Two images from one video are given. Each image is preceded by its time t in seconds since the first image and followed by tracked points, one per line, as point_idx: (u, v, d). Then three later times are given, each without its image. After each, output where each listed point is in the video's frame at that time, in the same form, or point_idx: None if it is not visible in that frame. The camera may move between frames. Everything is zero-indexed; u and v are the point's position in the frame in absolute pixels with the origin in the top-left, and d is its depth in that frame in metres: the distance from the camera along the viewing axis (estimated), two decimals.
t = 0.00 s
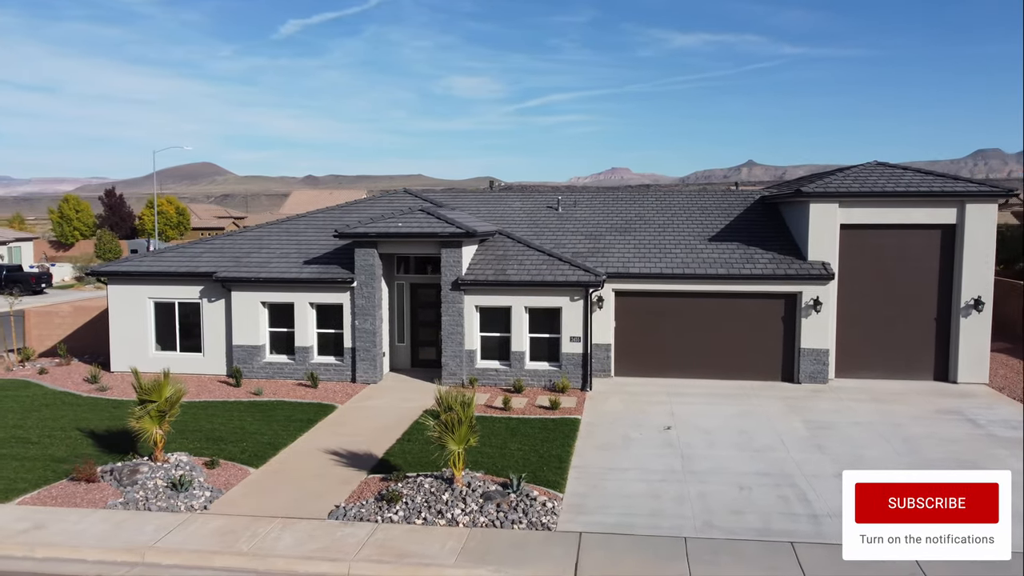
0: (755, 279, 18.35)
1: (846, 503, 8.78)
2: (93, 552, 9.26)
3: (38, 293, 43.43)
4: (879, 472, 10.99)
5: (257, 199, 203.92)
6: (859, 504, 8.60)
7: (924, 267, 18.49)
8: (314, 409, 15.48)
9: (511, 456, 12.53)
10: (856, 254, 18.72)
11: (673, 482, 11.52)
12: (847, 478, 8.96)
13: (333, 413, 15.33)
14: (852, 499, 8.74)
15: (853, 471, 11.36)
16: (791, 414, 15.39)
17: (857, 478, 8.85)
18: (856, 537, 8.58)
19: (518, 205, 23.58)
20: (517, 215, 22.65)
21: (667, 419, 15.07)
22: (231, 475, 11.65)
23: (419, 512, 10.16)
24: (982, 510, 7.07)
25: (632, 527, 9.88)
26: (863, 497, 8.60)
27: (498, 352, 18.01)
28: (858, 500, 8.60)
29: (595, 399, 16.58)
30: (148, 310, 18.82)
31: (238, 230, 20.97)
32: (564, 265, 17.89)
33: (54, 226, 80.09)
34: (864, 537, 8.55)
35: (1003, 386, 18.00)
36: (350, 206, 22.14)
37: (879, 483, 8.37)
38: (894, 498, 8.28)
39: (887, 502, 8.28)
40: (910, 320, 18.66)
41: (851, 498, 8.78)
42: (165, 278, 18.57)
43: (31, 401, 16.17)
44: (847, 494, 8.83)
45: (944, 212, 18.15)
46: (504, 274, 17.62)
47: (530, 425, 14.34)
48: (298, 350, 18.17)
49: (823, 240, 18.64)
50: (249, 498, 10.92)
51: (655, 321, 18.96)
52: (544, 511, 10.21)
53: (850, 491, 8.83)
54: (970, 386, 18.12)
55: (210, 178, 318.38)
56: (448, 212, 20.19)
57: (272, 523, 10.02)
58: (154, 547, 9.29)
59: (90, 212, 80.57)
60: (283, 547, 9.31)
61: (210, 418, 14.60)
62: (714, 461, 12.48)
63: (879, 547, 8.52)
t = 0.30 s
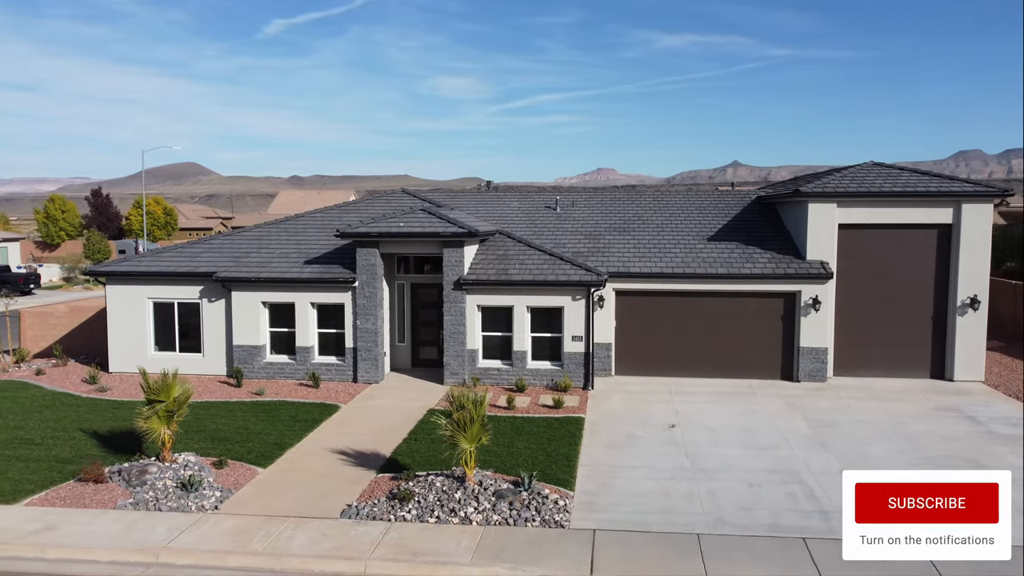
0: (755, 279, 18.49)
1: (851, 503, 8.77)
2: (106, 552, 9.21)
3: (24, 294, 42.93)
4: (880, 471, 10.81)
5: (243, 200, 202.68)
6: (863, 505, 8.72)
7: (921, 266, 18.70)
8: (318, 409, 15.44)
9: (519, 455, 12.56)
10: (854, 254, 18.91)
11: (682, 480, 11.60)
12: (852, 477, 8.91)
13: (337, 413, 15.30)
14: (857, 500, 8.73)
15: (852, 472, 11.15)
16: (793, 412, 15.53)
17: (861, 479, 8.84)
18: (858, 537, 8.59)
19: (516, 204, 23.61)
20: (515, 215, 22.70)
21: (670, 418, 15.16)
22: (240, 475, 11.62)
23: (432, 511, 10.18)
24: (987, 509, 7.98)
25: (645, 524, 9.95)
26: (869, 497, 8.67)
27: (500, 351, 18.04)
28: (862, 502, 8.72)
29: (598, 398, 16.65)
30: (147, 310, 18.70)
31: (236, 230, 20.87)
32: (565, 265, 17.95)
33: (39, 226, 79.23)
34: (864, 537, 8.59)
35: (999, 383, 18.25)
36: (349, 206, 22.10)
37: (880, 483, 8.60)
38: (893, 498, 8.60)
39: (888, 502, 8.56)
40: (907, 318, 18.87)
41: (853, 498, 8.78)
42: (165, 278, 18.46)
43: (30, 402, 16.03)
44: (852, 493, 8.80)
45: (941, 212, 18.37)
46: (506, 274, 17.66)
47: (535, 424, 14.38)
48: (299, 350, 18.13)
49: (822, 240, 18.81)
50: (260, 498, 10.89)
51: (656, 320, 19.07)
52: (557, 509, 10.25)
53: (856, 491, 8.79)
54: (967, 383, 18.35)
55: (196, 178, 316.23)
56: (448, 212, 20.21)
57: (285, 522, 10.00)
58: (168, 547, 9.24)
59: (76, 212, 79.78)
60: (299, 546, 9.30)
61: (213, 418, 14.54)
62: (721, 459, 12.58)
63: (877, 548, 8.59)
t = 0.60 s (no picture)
0: (754, 278, 18.64)
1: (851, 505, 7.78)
2: (120, 553, 9.20)
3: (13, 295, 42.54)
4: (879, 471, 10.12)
5: (230, 200, 201.64)
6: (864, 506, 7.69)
7: (917, 265, 18.90)
8: (321, 409, 15.41)
9: (527, 453, 12.59)
10: (851, 253, 19.10)
11: (690, 477, 11.70)
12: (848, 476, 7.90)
13: (340, 413, 15.28)
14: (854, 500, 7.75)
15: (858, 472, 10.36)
16: (795, 409, 15.67)
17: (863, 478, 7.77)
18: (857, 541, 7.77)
19: (514, 204, 23.67)
20: (513, 214, 22.76)
21: (674, 416, 15.25)
22: (249, 475, 11.59)
23: (445, 509, 10.20)
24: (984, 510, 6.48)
25: (658, 521, 10.01)
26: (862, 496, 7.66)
27: (502, 350, 18.07)
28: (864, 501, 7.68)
29: (600, 397, 16.71)
30: (146, 310, 18.60)
31: (235, 230, 20.79)
32: (567, 264, 18.02)
33: (25, 226, 78.44)
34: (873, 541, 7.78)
35: (994, 381, 18.47)
36: (348, 206, 22.08)
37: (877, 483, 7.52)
38: (894, 498, 7.44)
39: (887, 503, 7.43)
40: (904, 317, 19.07)
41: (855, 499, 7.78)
42: (164, 279, 18.37)
43: (29, 403, 15.91)
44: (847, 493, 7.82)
45: (937, 212, 18.60)
46: (508, 273, 17.71)
47: (540, 423, 14.42)
48: (300, 350, 18.08)
49: (820, 240, 18.98)
50: (270, 498, 10.86)
51: (655, 319, 19.17)
52: (569, 507, 10.30)
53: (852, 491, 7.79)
54: (963, 381, 18.57)
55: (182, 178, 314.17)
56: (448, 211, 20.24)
57: (297, 521, 10.00)
58: (182, 547, 9.23)
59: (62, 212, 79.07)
60: (314, 546, 9.29)
61: (217, 419, 14.48)
62: (726, 456, 12.68)
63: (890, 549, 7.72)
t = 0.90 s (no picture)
0: (753, 276, 18.77)
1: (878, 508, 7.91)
2: (133, 553, 9.15)
3: None
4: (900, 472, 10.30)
5: (217, 200, 200.32)
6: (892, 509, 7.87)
7: (913, 263, 19.09)
8: (324, 409, 15.36)
9: (534, 451, 12.61)
10: (848, 252, 19.28)
11: (697, 474, 11.78)
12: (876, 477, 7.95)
13: (343, 412, 15.24)
14: (882, 502, 7.87)
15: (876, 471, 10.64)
16: (796, 407, 15.79)
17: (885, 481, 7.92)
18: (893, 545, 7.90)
19: (511, 203, 23.68)
20: (512, 213, 22.78)
21: (676, 413, 15.33)
22: (257, 475, 11.55)
23: (456, 507, 10.20)
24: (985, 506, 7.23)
25: (670, 518, 10.08)
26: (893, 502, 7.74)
27: (502, 349, 18.09)
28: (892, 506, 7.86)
29: (602, 395, 16.77)
30: (144, 310, 18.47)
31: (232, 229, 20.67)
32: (568, 263, 18.08)
33: (9, 226, 77.53)
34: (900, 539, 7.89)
35: (989, 377, 18.71)
36: (345, 205, 22.02)
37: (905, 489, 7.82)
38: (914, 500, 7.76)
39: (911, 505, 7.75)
40: (900, 315, 19.27)
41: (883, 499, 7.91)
42: (162, 278, 18.25)
43: (28, 404, 15.75)
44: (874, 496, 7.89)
45: (933, 211, 18.80)
46: (510, 272, 17.73)
47: (544, 421, 14.45)
48: (300, 350, 18.02)
49: (817, 238, 19.14)
50: (280, 498, 10.82)
51: (655, 318, 19.25)
52: (580, 503, 10.34)
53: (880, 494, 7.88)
54: (958, 378, 18.79)
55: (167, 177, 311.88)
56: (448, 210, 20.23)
57: (309, 520, 9.98)
58: (195, 546, 9.20)
59: (47, 212, 78.25)
60: (328, 544, 9.28)
61: (221, 419, 14.42)
62: (732, 453, 12.77)
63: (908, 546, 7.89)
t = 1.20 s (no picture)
0: (751, 275, 18.91)
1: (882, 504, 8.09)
2: (144, 553, 9.10)
3: None
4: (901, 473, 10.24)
5: (202, 200, 199.02)
6: (896, 504, 8.09)
7: (908, 261, 19.31)
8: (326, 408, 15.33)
9: (540, 448, 12.66)
10: (845, 251, 19.46)
11: (704, 470, 11.86)
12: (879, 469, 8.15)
13: (346, 411, 15.22)
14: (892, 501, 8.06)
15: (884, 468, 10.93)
16: (796, 404, 15.93)
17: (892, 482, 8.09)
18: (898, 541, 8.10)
19: (508, 202, 23.72)
20: (509, 213, 22.82)
21: (678, 411, 15.43)
22: (264, 474, 11.52)
23: (467, 505, 10.21)
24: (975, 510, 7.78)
25: (680, 514, 10.16)
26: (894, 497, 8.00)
27: (502, 348, 18.12)
28: (895, 502, 8.09)
29: (603, 393, 16.83)
30: (141, 310, 18.34)
31: (229, 229, 20.57)
32: (567, 262, 18.14)
33: None
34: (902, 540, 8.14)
35: (983, 374, 18.94)
36: (343, 205, 21.98)
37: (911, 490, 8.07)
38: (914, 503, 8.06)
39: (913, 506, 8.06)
40: (896, 313, 19.47)
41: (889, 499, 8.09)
42: (160, 278, 18.13)
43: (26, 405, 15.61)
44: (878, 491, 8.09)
45: (927, 210, 19.02)
46: (510, 271, 17.77)
47: (548, 419, 14.50)
48: (300, 350, 17.97)
49: (814, 237, 19.30)
50: (289, 497, 10.80)
51: (654, 316, 19.34)
52: (590, 501, 10.38)
53: (882, 488, 8.09)
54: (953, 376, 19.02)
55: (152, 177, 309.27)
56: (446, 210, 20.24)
57: (321, 519, 9.97)
58: (207, 546, 9.16)
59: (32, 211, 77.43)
60: (341, 543, 9.28)
61: (223, 419, 14.36)
62: (736, 450, 12.86)
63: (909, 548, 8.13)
